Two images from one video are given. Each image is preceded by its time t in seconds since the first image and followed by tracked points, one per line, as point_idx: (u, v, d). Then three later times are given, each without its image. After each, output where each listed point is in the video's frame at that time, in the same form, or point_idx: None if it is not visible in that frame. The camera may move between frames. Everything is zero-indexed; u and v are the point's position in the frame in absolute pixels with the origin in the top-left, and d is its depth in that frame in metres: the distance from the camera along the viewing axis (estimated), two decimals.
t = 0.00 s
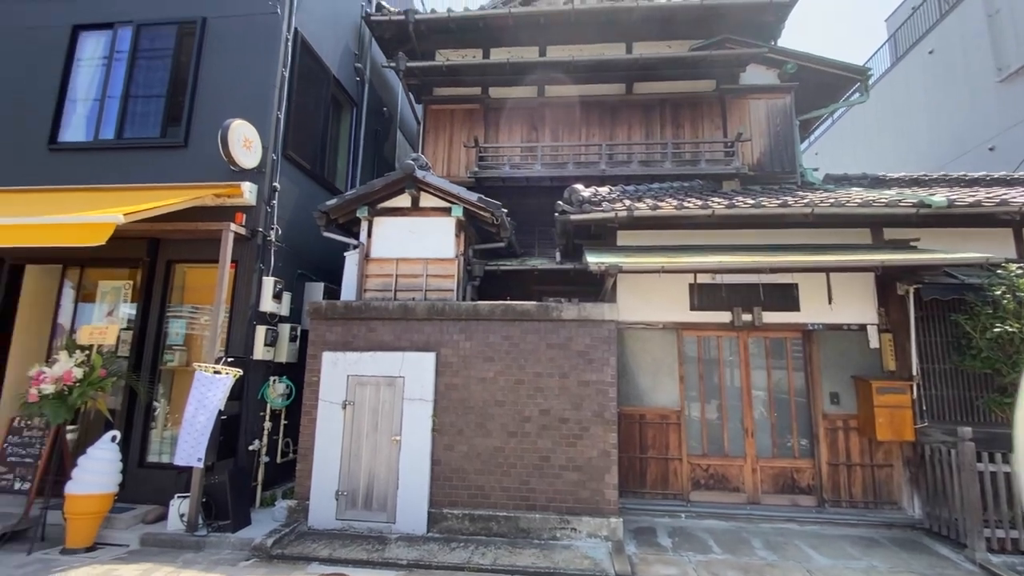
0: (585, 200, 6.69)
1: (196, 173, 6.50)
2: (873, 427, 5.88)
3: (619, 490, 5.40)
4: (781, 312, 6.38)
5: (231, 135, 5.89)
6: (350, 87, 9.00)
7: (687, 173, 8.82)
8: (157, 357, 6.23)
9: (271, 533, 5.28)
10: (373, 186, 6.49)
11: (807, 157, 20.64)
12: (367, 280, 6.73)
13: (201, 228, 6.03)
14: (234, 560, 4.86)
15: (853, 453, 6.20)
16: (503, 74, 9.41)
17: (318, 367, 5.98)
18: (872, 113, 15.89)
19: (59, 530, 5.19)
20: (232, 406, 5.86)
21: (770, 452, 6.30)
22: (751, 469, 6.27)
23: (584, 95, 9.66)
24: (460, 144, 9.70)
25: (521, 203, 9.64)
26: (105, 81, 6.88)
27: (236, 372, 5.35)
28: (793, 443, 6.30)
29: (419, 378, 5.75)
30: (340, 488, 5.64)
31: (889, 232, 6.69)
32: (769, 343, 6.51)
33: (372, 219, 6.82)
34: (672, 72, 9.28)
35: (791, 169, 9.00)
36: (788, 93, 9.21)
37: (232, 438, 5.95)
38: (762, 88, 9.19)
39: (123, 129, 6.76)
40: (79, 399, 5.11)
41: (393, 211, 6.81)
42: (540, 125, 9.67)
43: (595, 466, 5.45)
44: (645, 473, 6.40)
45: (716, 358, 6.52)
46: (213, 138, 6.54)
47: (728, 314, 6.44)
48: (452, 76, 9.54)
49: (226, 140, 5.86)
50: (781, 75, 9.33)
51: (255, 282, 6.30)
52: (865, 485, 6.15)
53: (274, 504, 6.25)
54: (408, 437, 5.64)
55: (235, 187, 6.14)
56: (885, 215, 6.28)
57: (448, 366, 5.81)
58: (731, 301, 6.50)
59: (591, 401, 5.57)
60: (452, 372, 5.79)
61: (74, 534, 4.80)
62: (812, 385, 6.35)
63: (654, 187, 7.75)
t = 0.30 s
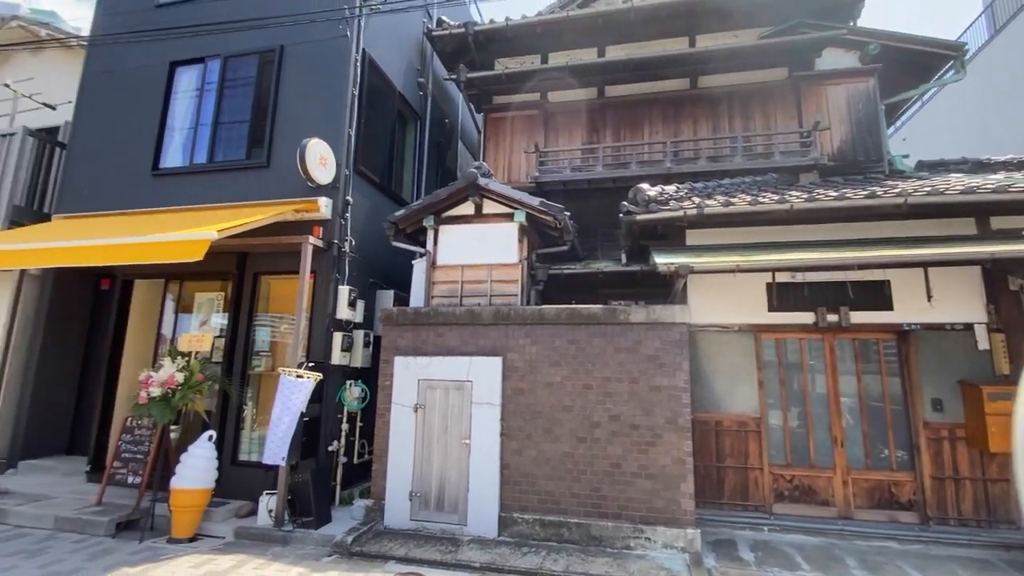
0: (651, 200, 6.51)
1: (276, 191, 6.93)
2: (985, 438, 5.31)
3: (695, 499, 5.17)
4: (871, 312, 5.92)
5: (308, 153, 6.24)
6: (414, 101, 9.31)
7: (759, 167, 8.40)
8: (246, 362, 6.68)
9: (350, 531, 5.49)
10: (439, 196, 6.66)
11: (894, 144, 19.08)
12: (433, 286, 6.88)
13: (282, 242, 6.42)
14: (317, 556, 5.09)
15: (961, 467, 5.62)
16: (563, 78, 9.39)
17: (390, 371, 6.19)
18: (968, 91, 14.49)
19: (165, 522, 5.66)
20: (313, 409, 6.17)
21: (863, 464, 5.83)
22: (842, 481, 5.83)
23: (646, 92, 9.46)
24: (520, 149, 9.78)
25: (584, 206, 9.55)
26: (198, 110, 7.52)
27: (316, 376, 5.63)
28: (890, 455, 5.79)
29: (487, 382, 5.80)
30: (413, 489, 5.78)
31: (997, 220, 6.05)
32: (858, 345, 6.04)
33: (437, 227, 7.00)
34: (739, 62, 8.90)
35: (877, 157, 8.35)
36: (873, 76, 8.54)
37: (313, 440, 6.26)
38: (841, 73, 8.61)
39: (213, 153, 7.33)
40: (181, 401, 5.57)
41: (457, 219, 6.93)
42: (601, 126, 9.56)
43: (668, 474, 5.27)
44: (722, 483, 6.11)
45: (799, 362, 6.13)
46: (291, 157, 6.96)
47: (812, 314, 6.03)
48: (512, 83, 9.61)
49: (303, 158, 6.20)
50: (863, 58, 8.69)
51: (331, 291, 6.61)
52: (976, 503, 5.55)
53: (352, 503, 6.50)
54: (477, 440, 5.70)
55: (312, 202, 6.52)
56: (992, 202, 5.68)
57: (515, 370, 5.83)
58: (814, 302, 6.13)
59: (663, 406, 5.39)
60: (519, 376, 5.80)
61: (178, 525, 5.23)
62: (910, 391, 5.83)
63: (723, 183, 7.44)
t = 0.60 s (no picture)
0: (719, 194, 6.27)
1: (346, 202, 7.27)
2: None
3: (776, 508, 4.91)
4: (971, 306, 5.45)
5: (375, 165, 6.52)
6: (473, 109, 9.48)
7: (836, 155, 7.89)
8: (324, 366, 7.03)
9: (423, 529, 5.65)
10: (499, 201, 6.75)
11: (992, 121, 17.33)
12: (496, 290, 6.95)
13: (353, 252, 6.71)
14: (393, 552, 5.28)
15: None
16: (622, 76, 9.25)
17: (457, 373, 6.31)
18: None
19: (254, 515, 6.06)
20: (384, 410, 6.40)
21: (968, 473, 5.31)
22: (943, 492, 5.33)
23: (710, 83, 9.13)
24: (579, 149, 9.75)
25: (647, 204, 9.36)
26: (276, 130, 8.04)
27: (387, 378, 5.84)
28: (1002, 465, 5.23)
29: (553, 384, 5.79)
30: (482, 489, 5.86)
31: None
32: (958, 343, 5.52)
33: (498, 231, 7.08)
34: (811, 45, 8.41)
35: (974, 136, 7.62)
36: (966, 49, 7.82)
37: (386, 440, 6.48)
38: (928, 48, 7.92)
39: (289, 169, 7.81)
40: (268, 402, 5.94)
41: (518, 223, 6.98)
42: (661, 122, 9.36)
43: (745, 481, 5.03)
44: (806, 491, 5.76)
45: (889, 363, 5.68)
46: (359, 170, 7.27)
47: (903, 311, 5.63)
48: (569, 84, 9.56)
49: (371, 170, 6.49)
50: (954, 30, 7.90)
51: (399, 297, 6.84)
52: None
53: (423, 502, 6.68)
54: (544, 443, 5.69)
55: (381, 213, 6.77)
56: None
57: (580, 372, 5.78)
58: (905, 297, 5.68)
59: (738, 409, 5.17)
60: (585, 378, 5.75)
61: (268, 518, 5.60)
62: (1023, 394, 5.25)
63: (797, 173, 7.05)
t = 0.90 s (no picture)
0: (794, 184, 5.95)
1: (410, 210, 7.49)
2: None
3: (868, 518, 4.57)
4: None
5: (436, 172, 6.69)
6: (529, 112, 9.52)
7: (925, 136, 7.28)
8: (393, 368, 7.27)
9: (492, 529, 5.71)
10: (558, 202, 6.73)
11: None
12: (558, 290, 6.90)
13: (417, 258, 6.90)
14: (464, 550, 5.36)
15: None
16: (682, 67, 8.96)
17: (521, 375, 6.34)
18: None
19: (332, 510, 6.35)
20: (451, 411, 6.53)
21: None
22: None
23: (779, 67, 8.69)
24: (638, 145, 9.57)
25: (713, 198, 9.03)
26: (344, 145, 8.43)
27: (453, 380, 5.96)
28: None
29: (619, 386, 5.70)
30: (550, 491, 5.84)
31: None
32: None
33: (558, 232, 7.04)
34: (891, 19, 7.80)
35: None
36: None
37: (453, 441, 6.61)
38: None
39: (357, 181, 8.16)
40: (343, 403, 6.23)
41: (579, 223, 6.92)
42: (726, 111, 9.01)
43: (831, 489, 4.72)
44: (901, 501, 5.31)
45: (996, 361, 5.14)
46: (422, 178, 7.48)
47: (1013, 303, 5.06)
48: (627, 81, 9.39)
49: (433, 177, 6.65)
50: None
51: (462, 300, 6.96)
52: None
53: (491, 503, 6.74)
54: (612, 445, 5.60)
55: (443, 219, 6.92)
56: None
57: (647, 374, 5.64)
58: (1015, 288, 5.11)
59: (821, 412, 4.86)
60: (652, 380, 5.60)
61: (345, 513, 5.86)
62: None
63: (879, 157, 6.55)
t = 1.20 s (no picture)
0: (878, 169, 5.54)
1: (471, 214, 7.60)
2: None
3: (976, 533, 4.15)
4: None
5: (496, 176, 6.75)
6: (587, 110, 9.43)
7: None
8: (458, 369, 7.41)
9: (561, 530, 5.68)
10: (620, 199, 6.61)
11: None
12: (622, 290, 6.77)
13: (479, 261, 6.98)
14: (533, 551, 5.37)
15: None
16: (750, 53, 8.57)
17: (586, 376, 6.28)
18: None
19: (405, 506, 6.56)
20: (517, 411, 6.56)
21: None
22: None
23: (859, 45, 8.11)
24: (703, 136, 9.27)
25: (786, 189, 8.58)
26: (407, 154, 8.71)
27: (518, 381, 5.99)
28: None
29: (689, 387, 5.51)
30: (618, 494, 5.74)
31: None
32: None
33: (621, 231, 6.93)
34: None
35: None
36: None
37: (519, 442, 6.63)
38: None
39: (420, 188, 8.39)
40: (412, 402, 6.41)
41: (642, 220, 6.77)
42: (799, 96, 8.54)
43: (931, 499, 4.34)
44: (1014, 516, 4.77)
45: None
46: (483, 182, 7.58)
47: None
48: (690, 72, 9.11)
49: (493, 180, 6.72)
50: None
51: (524, 302, 6.95)
52: None
53: (558, 504, 6.71)
54: (683, 448, 5.42)
55: (503, 222, 6.92)
56: None
57: (719, 374, 5.42)
58: None
59: (917, 416, 4.48)
60: (725, 381, 5.37)
61: (417, 509, 6.04)
62: None
63: (979, 136, 5.96)
